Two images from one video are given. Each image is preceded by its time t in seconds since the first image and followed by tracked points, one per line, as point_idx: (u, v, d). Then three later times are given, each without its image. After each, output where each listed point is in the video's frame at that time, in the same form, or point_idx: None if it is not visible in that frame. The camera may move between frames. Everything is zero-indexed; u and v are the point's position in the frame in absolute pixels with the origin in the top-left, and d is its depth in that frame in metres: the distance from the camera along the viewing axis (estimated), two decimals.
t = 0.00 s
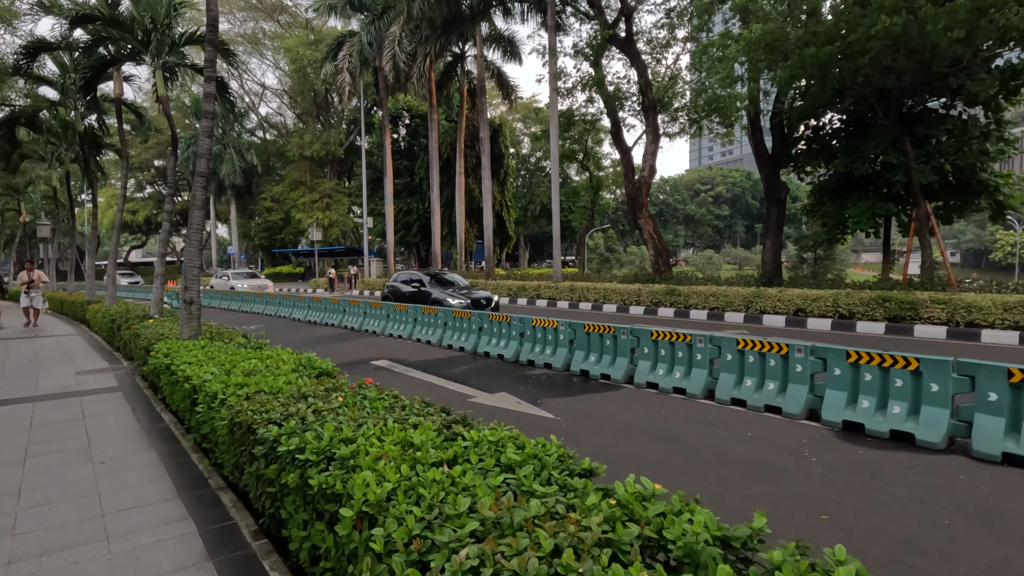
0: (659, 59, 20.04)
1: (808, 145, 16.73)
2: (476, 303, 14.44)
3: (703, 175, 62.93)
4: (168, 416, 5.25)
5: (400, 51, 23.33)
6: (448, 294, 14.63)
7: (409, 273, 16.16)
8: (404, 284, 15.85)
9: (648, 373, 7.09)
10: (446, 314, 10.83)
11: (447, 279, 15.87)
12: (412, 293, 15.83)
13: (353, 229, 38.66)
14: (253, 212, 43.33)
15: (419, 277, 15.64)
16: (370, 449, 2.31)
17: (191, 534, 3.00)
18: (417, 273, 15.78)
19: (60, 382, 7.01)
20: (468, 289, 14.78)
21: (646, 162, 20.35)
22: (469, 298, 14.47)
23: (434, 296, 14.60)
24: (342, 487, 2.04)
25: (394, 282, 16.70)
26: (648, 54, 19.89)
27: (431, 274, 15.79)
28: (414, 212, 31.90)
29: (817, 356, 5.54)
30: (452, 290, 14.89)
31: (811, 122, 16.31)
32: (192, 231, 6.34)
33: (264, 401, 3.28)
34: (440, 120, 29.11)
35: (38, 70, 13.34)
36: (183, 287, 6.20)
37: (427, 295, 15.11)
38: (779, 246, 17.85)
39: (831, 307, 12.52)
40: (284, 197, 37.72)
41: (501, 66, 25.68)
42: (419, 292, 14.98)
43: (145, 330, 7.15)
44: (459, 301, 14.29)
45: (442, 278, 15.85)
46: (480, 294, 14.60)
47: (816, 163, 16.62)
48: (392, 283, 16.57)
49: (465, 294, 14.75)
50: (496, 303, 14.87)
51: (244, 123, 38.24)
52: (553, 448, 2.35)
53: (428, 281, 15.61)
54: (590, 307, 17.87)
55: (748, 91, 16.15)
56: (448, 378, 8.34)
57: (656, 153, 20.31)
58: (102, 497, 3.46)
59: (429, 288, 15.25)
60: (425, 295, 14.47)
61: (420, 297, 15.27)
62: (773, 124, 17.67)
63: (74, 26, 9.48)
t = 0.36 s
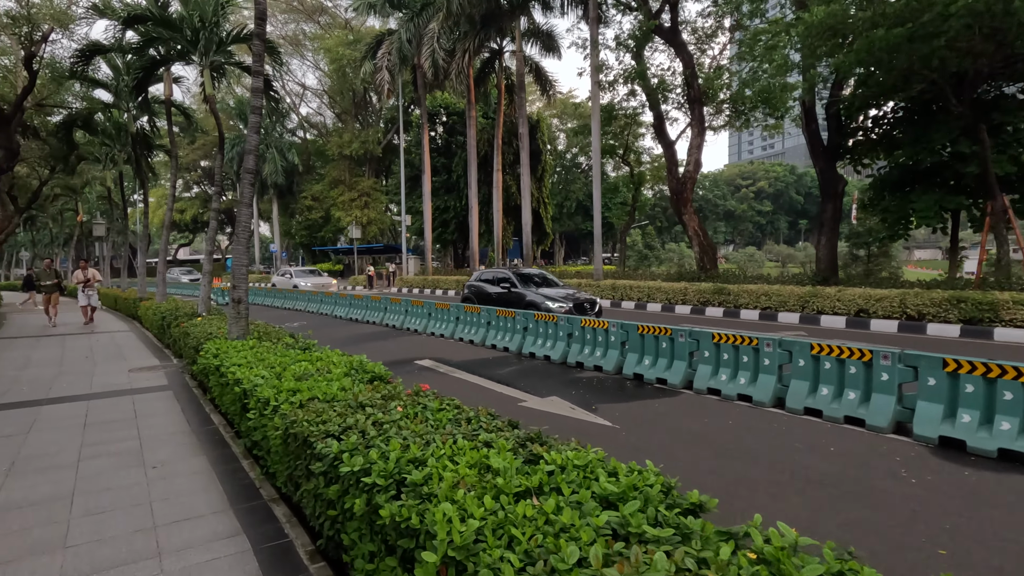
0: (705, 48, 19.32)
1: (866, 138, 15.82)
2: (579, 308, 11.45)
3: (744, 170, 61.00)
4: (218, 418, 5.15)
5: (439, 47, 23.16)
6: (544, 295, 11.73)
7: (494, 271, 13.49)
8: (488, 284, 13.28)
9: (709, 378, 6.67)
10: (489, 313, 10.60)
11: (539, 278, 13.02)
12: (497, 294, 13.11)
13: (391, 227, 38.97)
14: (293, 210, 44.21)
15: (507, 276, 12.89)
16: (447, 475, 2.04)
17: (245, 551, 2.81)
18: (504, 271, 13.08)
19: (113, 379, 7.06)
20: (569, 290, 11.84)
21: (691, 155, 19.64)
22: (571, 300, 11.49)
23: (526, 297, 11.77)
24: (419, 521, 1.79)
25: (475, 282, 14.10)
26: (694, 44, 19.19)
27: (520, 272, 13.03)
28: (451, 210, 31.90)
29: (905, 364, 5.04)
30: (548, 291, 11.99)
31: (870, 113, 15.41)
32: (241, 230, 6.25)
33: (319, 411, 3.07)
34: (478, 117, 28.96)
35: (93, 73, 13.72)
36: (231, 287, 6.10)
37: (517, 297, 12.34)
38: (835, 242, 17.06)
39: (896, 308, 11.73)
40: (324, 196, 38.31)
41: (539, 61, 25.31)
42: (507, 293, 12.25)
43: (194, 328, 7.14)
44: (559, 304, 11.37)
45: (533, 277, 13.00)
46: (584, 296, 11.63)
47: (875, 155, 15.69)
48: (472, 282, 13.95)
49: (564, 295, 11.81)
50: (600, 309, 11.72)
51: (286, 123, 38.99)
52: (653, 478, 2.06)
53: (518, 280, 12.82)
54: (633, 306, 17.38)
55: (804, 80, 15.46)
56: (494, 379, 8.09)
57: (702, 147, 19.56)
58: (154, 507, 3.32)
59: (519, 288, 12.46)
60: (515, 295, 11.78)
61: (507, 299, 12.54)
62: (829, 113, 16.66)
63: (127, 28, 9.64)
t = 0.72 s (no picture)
0: (756, 37, 18.47)
1: (930, 129, 14.84)
2: (715, 316, 8.93)
3: (789, 164, 58.80)
4: (268, 420, 5.03)
5: (479, 43, 22.93)
6: (667, 299, 9.33)
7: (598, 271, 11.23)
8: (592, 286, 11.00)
9: (778, 385, 6.23)
10: (534, 313, 10.32)
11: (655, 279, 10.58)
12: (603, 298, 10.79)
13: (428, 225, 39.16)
14: (333, 209, 44.94)
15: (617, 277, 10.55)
16: (542, 508, 1.76)
17: (304, 572, 2.60)
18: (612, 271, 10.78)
19: (165, 377, 7.09)
20: (700, 295, 9.35)
21: (740, 149, 18.87)
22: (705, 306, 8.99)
23: (645, 301, 9.44)
24: (520, 568, 1.51)
25: (572, 283, 11.88)
26: (744, 33, 18.39)
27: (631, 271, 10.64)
28: (489, 208, 31.76)
29: (1012, 374, 4.54)
30: (672, 294, 9.54)
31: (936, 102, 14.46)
32: (290, 229, 6.11)
33: (380, 421, 2.83)
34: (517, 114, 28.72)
35: (146, 75, 14.04)
36: (281, 286, 5.99)
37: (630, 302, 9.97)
38: (897, 239, 16.12)
39: (972, 309, 10.89)
40: (363, 194, 38.77)
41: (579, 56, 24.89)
42: (618, 296, 9.96)
43: (243, 326, 7.10)
44: (690, 311, 8.91)
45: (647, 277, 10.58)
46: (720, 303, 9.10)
47: (942, 147, 14.70)
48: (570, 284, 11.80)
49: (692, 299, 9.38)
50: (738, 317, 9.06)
51: (326, 124, 39.57)
52: (787, 518, 1.74)
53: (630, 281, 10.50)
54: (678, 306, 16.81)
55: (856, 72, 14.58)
56: (543, 382, 7.81)
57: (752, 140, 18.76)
58: (208, 518, 3.16)
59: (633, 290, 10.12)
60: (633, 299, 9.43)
61: (616, 304, 10.21)
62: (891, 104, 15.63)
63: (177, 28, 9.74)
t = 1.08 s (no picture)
0: (807, 22, 17.54)
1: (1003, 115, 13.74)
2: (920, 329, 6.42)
3: (834, 158, 56.42)
4: (310, 421, 4.82)
5: (516, 37, 22.53)
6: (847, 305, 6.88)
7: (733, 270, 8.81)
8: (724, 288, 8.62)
9: (853, 393, 5.69)
10: (577, 311, 9.95)
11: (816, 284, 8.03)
12: (742, 303, 8.35)
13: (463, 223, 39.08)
14: (369, 207, 45.38)
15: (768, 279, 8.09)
16: (648, 558, 1.42)
17: None
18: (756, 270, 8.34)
19: (207, 373, 7.04)
20: (901, 305, 6.81)
21: (790, 141, 17.97)
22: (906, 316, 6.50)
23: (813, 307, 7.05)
24: None
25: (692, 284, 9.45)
26: (795, 18, 17.50)
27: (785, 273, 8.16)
28: (524, 204, 31.41)
29: None
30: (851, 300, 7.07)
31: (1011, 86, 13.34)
32: (331, 224, 5.90)
33: (435, 432, 2.54)
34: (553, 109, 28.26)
35: (189, 75, 14.27)
36: (322, 282, 5.79)
37: (787, 309, 7.52)
38: (966, 234, 15.09)
39: None
40: (399, 192, 38.95)
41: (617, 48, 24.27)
42: (774, 302, 7.55)
43: (284, 323, 6.98)
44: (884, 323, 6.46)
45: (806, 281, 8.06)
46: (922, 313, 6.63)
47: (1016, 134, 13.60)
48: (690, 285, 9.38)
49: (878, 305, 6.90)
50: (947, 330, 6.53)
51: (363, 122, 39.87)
52: None
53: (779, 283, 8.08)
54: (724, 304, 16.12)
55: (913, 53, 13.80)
56: (590, 384, 7.44)
57: (803, 131, 17.86)
58: (249, 531, 2.94)
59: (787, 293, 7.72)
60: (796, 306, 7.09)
61: (767, 312, 7.78)
62: (959, 90, 14.53)
63: (219, 24, 9.81)
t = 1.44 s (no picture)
0: (858, 7, 16.62)
1: None
2: None
3: (880, 152, 54.05)
4: (346, 432, 4.58)
5: (550, 31, 22.11)
6: None
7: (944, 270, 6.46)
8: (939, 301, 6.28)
9: (937, 410, 5.13)
10: (618, 313, 9.54)
11: None
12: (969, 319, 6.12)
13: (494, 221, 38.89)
14: (401, 206, 45.58)
15: (992, 278, 6.04)
16: None
17: None
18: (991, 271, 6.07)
19: (242, 376, 6.91)
20: None
21: (839, 133, 17.06)
22: None
23: None
24: None
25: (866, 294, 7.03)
26: (846, 4, 16.56)
27: None
28: (557, 202, 30.97)
29: None
30: None
31: None
32: (368, 223, 5.63)
33: (491, 464, 2.20)
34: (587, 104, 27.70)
35: (226, 75, 14.36)
36: (359, 284, 5.52)
37: None
38: None
39: None
40: (431, 191, 38.97)
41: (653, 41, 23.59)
42: None
43: (318, 326, 6.78)
44: None
45: None
46: None
47: None
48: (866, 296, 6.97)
49: None
50: None
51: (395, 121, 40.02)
52: None
53: None
54: (769, 305, 15.39)
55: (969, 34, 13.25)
56: (635, 392, 7.05)
57: (855, 122, 16.90)
58: (281, 562, 2.68)
59: None
60: None
61: None
62: None
63: (255, 22, 9.79)
